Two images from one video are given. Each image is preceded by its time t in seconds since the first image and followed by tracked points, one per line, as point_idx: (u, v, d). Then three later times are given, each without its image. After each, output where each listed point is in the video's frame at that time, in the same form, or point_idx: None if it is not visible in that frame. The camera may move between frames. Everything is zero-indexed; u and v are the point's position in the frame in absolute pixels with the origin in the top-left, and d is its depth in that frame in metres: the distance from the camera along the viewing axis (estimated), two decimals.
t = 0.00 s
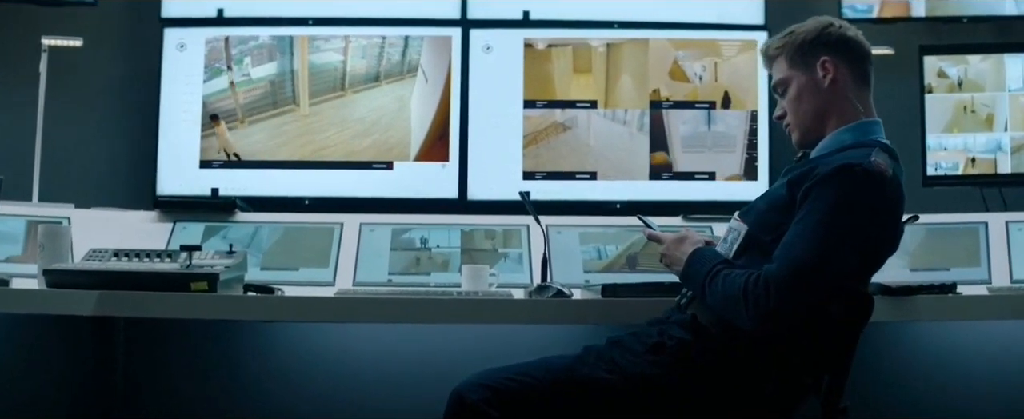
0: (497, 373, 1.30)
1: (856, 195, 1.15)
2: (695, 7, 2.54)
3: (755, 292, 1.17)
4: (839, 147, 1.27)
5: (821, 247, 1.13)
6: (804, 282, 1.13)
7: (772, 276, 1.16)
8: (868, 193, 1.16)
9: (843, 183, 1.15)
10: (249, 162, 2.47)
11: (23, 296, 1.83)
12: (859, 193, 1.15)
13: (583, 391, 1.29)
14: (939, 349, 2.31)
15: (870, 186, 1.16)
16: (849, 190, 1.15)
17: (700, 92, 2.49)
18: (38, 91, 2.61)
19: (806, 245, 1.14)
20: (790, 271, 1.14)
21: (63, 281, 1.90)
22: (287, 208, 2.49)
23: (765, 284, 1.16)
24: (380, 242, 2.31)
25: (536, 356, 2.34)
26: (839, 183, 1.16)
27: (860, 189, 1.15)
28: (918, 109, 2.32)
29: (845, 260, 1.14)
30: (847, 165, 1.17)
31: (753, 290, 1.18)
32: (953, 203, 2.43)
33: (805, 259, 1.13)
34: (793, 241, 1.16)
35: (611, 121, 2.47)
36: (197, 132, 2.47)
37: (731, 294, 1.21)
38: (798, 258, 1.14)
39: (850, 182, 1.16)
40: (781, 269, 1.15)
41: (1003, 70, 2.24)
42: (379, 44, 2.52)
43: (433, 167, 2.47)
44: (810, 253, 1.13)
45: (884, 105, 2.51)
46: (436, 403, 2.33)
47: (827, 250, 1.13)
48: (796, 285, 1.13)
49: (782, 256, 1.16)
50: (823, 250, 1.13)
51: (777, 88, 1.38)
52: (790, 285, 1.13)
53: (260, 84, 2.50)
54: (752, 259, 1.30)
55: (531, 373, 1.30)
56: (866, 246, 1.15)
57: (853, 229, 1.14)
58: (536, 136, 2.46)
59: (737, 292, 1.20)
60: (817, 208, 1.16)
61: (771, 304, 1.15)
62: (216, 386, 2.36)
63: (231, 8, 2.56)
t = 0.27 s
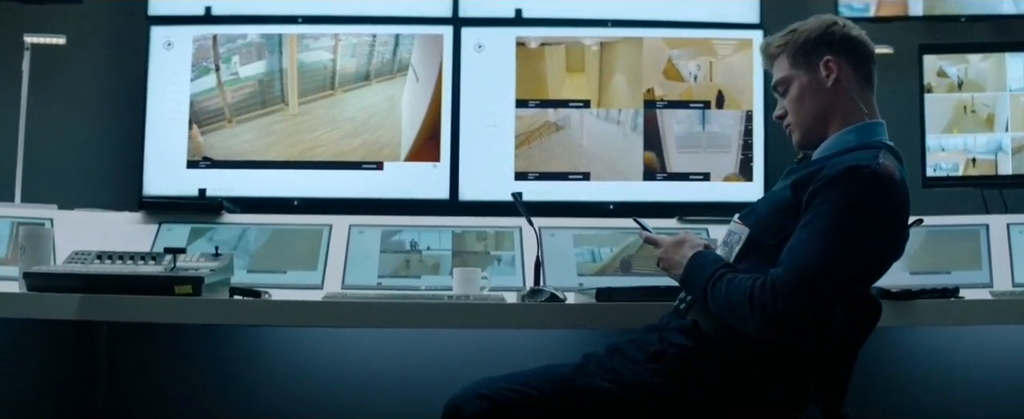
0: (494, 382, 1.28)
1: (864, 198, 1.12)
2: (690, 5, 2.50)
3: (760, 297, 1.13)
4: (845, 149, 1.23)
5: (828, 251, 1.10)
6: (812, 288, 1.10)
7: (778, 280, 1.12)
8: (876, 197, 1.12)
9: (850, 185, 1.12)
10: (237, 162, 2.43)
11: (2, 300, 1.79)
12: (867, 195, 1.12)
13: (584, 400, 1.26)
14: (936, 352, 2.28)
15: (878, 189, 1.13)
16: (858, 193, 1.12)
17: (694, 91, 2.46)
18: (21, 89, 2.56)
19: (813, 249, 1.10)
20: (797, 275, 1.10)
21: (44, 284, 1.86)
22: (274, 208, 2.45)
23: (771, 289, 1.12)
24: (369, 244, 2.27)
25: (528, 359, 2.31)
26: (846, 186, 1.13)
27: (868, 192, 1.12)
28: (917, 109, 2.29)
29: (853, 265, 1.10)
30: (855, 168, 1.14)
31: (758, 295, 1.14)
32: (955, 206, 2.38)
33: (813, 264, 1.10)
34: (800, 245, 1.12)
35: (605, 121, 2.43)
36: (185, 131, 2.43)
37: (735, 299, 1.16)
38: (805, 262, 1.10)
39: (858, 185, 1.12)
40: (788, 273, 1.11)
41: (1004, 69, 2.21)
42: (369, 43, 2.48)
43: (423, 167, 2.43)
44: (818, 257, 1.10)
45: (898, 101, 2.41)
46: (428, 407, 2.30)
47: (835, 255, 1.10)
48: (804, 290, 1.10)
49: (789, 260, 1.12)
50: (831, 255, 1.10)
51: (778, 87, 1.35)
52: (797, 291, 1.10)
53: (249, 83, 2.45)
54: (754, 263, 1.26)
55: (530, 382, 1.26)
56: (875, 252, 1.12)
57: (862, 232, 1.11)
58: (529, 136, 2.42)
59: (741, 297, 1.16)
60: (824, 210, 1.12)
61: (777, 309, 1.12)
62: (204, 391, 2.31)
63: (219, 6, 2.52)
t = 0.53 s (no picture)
0: (489, 392, 1.24)
1: (869, 200, 1.09)
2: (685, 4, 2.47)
3: (763, 302, 1.11)
4: (847, 150, 1.21)
5: (833, 255, 1.07)
6: (816, 292, 1.07)
7: (781, 285, 1.09)
8: (881, 199, 1.10)
9: (855, 187, 1.09)
10: (226, 163, 2.40)
11: None
12: (872, 197, 1.09)
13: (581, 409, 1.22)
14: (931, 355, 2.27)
15: (884, 190, 1.10)
16: (863, 195, 1.09)
17: (689, 91, 2.43)
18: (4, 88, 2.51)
19: (817, 253, 1.08)
20: (801, 279, 1.07)
21: (26, 287, 1.81)
22: (263, 209, 2.41)
23: (774, 294, 1.10)
24: (359, 246, 2.23)
25: (521, 363, 2.28)
26: (851, 188, 1.10)
27: (873, 194, 1.10)
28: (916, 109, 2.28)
29: (858, 269, 1.08)
30: (859, 169, 1.11)
31: (760, 300, 1.11)
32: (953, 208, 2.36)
33: (818, 268, 1.07)
34: (803, 248, 1.09)
35: (598, 121, 2.40)
36: (173, 131, 2.40)
37: (736, 304, 1.14)
38: (809, 266, 1.07)
39: (862, 187, 1.10)
40: (792, 278, 1.08)
41: (1004, 70, 2.20)
42: (360, 42, 2.44)
43: (415, 167, 2.39)
44: (823, 261, 1.07)
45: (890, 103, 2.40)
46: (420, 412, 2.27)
47: (839, 258, 1.07)
48: (809, 295, 1.07)
49: (793, 264, 1.09)
50: (835, 258, 1.07)
51: (777, 87, 1.32)
52: (801, 295, 1.07)
53: (238, 82, 2.42)
54: (755, 267, 1.23)
55: (527, 390, 1.23)
56: (880, 255, 1.09)
57: (867, 235, 1.08)
58: (522, 136, 2.39)
59: (743, 302, 1.13)
60: (829, 212, 1.09)
61: (780, 314, 1.09)
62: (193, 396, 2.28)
63: (208, 5, 2.48)
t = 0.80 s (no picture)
0: (483, 400, 1.21)
1: (873, 202, 1.06)
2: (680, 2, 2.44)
3: (764, 308, 1.08)
4: (850, 152, 1.18)
5: (837, 259, 1.04)
6: (819, 298, 1.04)
7: (783, 290, 1.06)
8: (886, 202, 1.07)
9: (860, 190, 1.07)
10: (215, 163, 2.36)
11: None
12: (877, 199, 1.07)
13: None
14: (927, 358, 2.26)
15: (888, 193, 1.07)
16: (868, 197, 1.07)
17: (684, 91, 2.40)
18: None
19: (820, 257, 1.05)
20: (804, 283, 1.04)
21: (8, 291, 1.77)
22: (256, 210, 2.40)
23: (777, 298, 1.07)
24: (350, 249, 2.19)
25: (515, 367, 2.25)
26: (855, 190, 1.07)
27: (878, 195, 1.07)
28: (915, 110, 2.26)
29: (862, 272, 1.05)
30: (864, 170, 1.08)
31: (762, 305, 1.08)
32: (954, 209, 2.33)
33: (821, 272, 1.04)
34: (806, 252, 1.07)
35: (592, 121, 2.37)
36: (163, 132, 2.36)
37: (736, 309, 1.11)
38: (812, 271, 1.05)
39: (867, 189, 1.07)
40: (795, 282, 1.06)
41: (1005, 69, 2.18)
42: (351, 40, 2.40)
43: (407, 168, 2.35)
44: (827, 264, 1.04)
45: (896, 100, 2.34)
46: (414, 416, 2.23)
47: (843, 263, 1.04)
48: (812, 299, 1.04)
49: (796, 268, 1.07)
50: (838, 263, 1.04)
51: (777, 86, 1.30)
52: (803, 301, 1.04)
53: (227, 81, 2.38)
54: (755, 270, 1.20)
55: (521, 398, 1.21)
56: (884, 260, 1.06)
57: (871, 238, 1.06)
58: (514, 136, 2.35)
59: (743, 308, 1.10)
60: (832, 215, 1.07)
61: (782, 320, 1.06)
62: (183, 401, 2.24)
63: (197, 3, 2.44)
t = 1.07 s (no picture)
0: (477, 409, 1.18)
1: (879, 205, 1.04)
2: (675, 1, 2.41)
3: (766, 314, 1.05)
4: (853, 153, 1.16)
5: (841, 264, 1.02)
6: (822, 303, 1.02)
7: (786, 296, 1.04)
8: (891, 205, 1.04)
9: (865, 193, 1.04)
10: (202, 164, 2.32)
11: None
12: (882, 202, 1.04)
13: None
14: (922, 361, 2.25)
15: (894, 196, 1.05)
16: (873, 200, 1.04)
17: (678, 91, 2.36)
18: None
19: (824, 261, 1.02)
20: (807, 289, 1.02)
21: None
22: (246, 211, 2.38)
23: (780, 304, 1.04)
24: (338, 251, 2.15)
25: (508, 371, 2.22)
26: (860, 193, 1.04)
27: (884, 198, 1.04)
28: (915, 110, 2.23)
29: (868, 277, 1.02)
30: (869, 173, 1.05)
31: (764, 311, 1.06)
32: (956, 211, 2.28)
33: (824, 277, 1.02)
34: (810, 256, 1.04)
35: (585, 121, 2.33)
36: (149, 131, 2.32)
37: (738, 315, 1.08)
38: (815, 276, 1.02)
39: (872, 192, 1.04)
40: (798, 287, 1.03)
41: (1006, 68, 2.16)
42: (341, 39, 2.36)
43: (397, 168, 2.31)
44: (832, 270, 1.02)
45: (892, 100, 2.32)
46: None
47: (847, 267, 1.02)
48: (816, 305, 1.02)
49: (799, 273, 1.04)
50: (843, 268, 1.02)
51: (778, 85, 1.29)
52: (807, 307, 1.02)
53: (215, 80, 2.34)
54: (756, 276, 1.18)
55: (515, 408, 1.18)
56: (889, 265, 1.04)
57: (877, 242, 1.03)
58: (506, 136, 2.32)
59: (745, 314, 1.07)
60: (837, 218, 1.04)
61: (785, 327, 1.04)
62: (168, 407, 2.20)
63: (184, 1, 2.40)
